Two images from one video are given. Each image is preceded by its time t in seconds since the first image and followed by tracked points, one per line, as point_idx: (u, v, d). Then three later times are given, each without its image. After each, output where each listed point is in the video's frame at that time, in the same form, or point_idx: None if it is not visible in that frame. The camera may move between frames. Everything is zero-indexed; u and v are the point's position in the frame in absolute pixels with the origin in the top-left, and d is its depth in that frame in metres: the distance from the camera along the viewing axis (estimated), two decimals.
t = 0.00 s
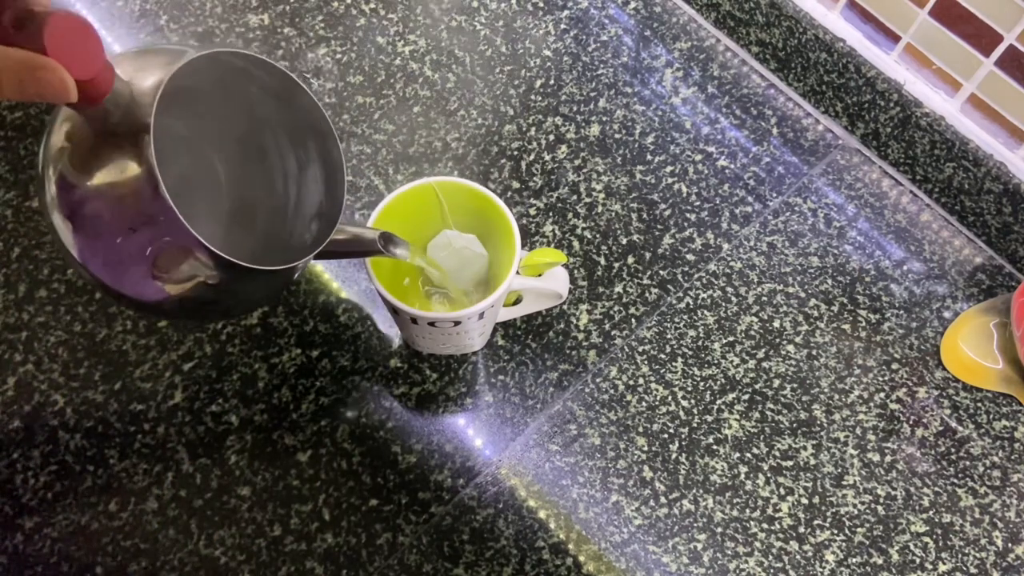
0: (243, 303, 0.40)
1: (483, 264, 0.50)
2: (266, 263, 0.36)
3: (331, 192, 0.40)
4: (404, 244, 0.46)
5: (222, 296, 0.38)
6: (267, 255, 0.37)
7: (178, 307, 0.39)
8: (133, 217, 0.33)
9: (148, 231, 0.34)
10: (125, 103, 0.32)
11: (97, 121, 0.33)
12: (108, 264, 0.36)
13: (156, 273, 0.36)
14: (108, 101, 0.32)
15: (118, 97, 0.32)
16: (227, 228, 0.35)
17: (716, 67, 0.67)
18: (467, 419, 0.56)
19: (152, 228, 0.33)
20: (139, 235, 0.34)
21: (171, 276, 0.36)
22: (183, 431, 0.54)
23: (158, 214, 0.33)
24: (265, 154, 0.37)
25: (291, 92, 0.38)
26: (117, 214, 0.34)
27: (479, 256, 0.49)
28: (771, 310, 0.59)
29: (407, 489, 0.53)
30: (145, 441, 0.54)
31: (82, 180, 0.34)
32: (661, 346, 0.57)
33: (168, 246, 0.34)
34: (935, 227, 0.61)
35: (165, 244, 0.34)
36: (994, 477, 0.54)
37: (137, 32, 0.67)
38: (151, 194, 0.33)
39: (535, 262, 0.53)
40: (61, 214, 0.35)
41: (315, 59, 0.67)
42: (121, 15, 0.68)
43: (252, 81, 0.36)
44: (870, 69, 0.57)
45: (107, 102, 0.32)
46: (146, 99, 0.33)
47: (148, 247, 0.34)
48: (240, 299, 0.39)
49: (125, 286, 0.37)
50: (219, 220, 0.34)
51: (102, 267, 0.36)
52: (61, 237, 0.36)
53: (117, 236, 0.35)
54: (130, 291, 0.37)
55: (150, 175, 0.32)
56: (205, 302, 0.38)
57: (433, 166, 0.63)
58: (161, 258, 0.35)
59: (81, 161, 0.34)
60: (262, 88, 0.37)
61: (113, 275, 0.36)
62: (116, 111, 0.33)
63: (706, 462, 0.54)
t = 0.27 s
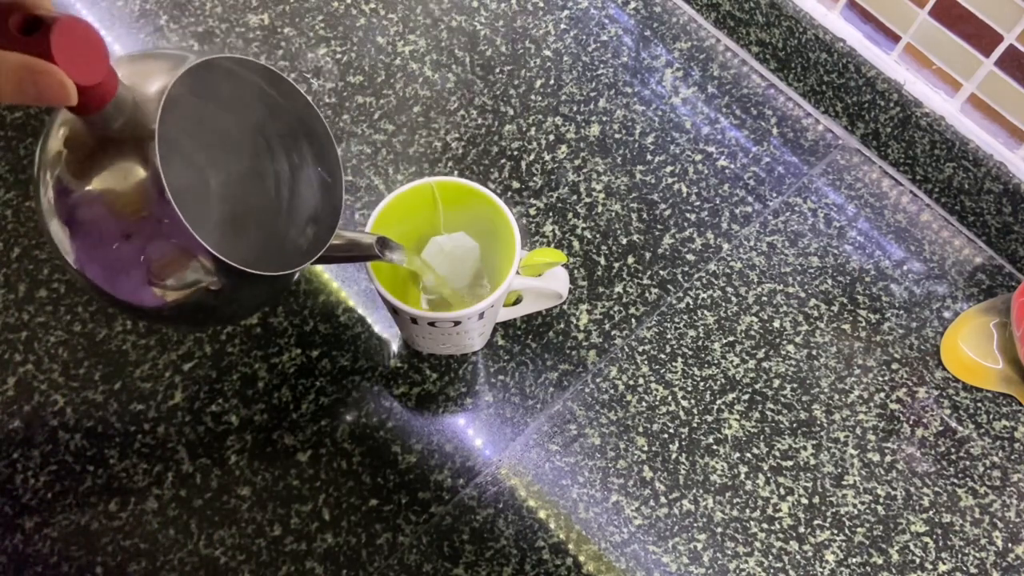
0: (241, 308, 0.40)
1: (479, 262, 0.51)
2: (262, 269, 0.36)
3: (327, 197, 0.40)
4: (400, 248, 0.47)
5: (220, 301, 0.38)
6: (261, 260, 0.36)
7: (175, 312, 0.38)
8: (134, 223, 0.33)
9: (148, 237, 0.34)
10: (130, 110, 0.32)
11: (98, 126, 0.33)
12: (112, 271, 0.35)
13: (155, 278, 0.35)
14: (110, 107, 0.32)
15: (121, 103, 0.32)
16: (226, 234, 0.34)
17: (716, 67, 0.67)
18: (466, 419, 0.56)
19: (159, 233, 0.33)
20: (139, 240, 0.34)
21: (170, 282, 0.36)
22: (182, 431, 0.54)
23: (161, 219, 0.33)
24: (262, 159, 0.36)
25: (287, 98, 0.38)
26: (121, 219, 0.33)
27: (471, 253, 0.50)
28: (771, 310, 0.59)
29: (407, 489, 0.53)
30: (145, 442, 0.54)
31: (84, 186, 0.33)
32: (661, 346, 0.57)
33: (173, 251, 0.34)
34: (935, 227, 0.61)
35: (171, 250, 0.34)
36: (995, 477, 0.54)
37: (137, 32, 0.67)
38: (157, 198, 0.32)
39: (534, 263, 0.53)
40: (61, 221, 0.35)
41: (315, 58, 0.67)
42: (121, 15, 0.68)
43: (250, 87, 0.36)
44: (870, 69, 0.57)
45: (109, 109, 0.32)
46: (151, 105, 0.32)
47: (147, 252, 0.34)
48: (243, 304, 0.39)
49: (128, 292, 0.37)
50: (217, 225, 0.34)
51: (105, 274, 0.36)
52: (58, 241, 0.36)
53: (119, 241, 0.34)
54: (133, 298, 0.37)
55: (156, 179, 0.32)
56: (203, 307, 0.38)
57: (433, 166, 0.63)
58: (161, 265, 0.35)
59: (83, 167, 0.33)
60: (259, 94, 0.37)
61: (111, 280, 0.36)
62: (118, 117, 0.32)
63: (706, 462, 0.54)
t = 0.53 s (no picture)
0: (239, 303, 0.40)
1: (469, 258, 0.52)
2: (263, 266, 0.36)
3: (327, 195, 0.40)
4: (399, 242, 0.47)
5: (219, 296, 0.38)
6: (261, 257, 0.36)
7: (174, 306, 0.38)
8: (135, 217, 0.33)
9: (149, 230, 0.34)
10: (132, 105, 0.33)
11: (101, 121, 0.33)
12: (114, 266, 0.36)
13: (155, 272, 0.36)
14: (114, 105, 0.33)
15: (124, 99, 0.33)
16: (227, 227, 0.34)
17: (716, 67, 0.67)
18: (466, 419, 0.56)
19: (160, 228, 0.33)
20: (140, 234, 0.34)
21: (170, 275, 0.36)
22: (182, 431, 0.54)
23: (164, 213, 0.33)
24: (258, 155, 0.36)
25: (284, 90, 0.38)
26: (123, 214, 0.33)
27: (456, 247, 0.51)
28: (771, 310, 0.59)
29: (407, 489, 0.53)
30: (145, 441, 0.54)
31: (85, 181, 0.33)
32: (661, 346, 0.57)
33: (175, 246, 0.34)
34: (935, 227, 0.61)
35: (173, 244, 0.34)
36: (994, 477, 0.54)
37: (136, 32, 0.67)
38: (161, 193, 0.32)
39: (534, 262, 0.53)
40: (62, 217, 0.35)
41: (315, 58, 0.67)
42: (121, 15, 0.68)
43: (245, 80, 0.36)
44: (870, 69, 0.57)
45: (112, 105, 0.33)
46: (154, 100, 0.33)
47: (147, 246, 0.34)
48: (243, 297, 0.39)
49: (131, 288, 0.37)
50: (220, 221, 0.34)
51: (107, 270, 0.36)
52: (58, 235, 0.36)
53: (119, 236, 0.34)
54: (135, 293, 0.37)
55: (159, 174, 0.32)
56: (202, 301, 0.38)
57: (433, 166, 0.63)
58: (161, 258, 0.35)
59: (84, 162, 0.33)
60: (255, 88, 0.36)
61: (111, 274, 0.36)
62: (122, 113, 0.33)
63: (706, 462, 0.54)
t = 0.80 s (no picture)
0: (239, 298, 0.40)
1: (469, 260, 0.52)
2: (264, 263, 0.36)
3: (326, 192, 0.41)
4: (399, 240, 0.47)
5: (221, 292, 0.38)
6: (262, 254, 0.37)
7: (175, 301, 0.39)
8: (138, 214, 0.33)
9: (152, 227, 0.34)
10: (138, 102, 0.32)
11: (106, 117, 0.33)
12: (116, 261, 0.36)
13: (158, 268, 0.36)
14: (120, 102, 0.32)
15: (129, 96, 0.32)
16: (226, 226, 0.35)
17: (716, 67, 0.67)
18: (466, 419, 0.56)
19: (164, 224, 0.33)
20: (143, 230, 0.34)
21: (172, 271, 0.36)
22: (182, 431, 0.54)
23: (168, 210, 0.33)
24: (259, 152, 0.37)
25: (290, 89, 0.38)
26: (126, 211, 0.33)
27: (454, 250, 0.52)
28: (771, 310, 0.59)
29: (407, 489, 0.53)
30: (145, 441, 0.54)
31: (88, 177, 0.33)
32: (661, 346, 0.57)
33: (178, 243, 0.34)
34: (935, 227, 0.61)
35: (176, 241, 0.34)
36: (994, 477, 0.54)
37: (136, 32, 0.67)
38: (166, 191, 0.32)
39: (534, 262, 0.53)
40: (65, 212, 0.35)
41: (315, 58, 0.67)
42: (121, 15, 0.68)
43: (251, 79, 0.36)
44: (870, 69, 0.57)
45: (117, 103, 0.32)
46: (160, 98, 0.32)
47: (150, 242, 0.34)
48: (244, 293, 0.39)
49: (133, 282, 0.37)
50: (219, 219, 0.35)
51: (110, 265, 0.36)
52: (59, 229, 0.36)
53: (122, 232, 0.34)
54: (137, 288, 0.37)
55: (165, 172, 0.32)
56: (204, 297, 0.38)
57: (433, 166, 0.63)
58: (164, 255, 0.35)
59: (87, 158, 0.33)
60: (261, 86, 0.37)
61: (113, 269, 0.36)
62: (126, 110, 0.32)
63: (706, 462, 0.54)
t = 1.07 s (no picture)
0: (240, 296, 0.40)
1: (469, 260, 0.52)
2: (263, 262, 0.37)
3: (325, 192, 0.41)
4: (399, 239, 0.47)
5: (222, 290, 0.38)
6: (262, 254, 0.37)
7: (176, 299, 0.38)
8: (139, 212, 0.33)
9: (153, 225, 0.34)
10: (142, 100, 0.32)
11: (108, 115, 0.33)
12: (117, 259, 0.35)
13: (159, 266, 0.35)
14: (124, 100, 0.32)
15: (133, 94, 0.32)
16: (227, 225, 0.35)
17: (716, 67, 0.67)
18: (466, 419, 0.56)
19: (165, 222, 0.33)
20: (144, 229, 0.34)
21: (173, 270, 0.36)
22: (182, 431, 0.54)
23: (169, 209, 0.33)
24: (261, 149, 0.37)
25: (291, 86, 0.38)
26: (128, 208, 0.33)
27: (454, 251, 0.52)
28: (771, 310, 0.59)
29: (407, 489, 0.53)
30: (145, 441, 0.54)
31: (91, 174, 0.33)
32: (661, 346, 0.57)
33: (180, 241, 0.34)
34: (935, 227, 0.61)
35: (179, 239, 0.34)
36: (995, 477, 0.54)
37: (136, 32, 0.67)
38: (168, 189, 0.32)
39: (534, 263, 0.53)
40: (67, 209, 0.34)
41: (315, 58, 0.67)
42: (121, 15, 0.68)
43: (253, 76, 0.36)
44: (870, 69, 0.57)
45: (121, 101, 0.32)
46: (164, 96, 0.32)
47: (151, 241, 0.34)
48: (245, 291, 0.39)
49: (133, 281, 0.37)
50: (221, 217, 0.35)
51: (111, 263, 0.36)
52: (60, 227, 0.36)
53: (123, 230, 0.34)
54: (138, 286, 0.37)
55: (167, 171, 0.32)
56: (205, 295, 0.38)
57: (433, 166, 0.63)
58: (165, 253, 0.35)
59: (89, 155, 0.33)
60: (262, 83, 0.37)
61: (114, 267, 0.36)
62: (130, 108, 0.32)
63: (706, 462, 0.54)
